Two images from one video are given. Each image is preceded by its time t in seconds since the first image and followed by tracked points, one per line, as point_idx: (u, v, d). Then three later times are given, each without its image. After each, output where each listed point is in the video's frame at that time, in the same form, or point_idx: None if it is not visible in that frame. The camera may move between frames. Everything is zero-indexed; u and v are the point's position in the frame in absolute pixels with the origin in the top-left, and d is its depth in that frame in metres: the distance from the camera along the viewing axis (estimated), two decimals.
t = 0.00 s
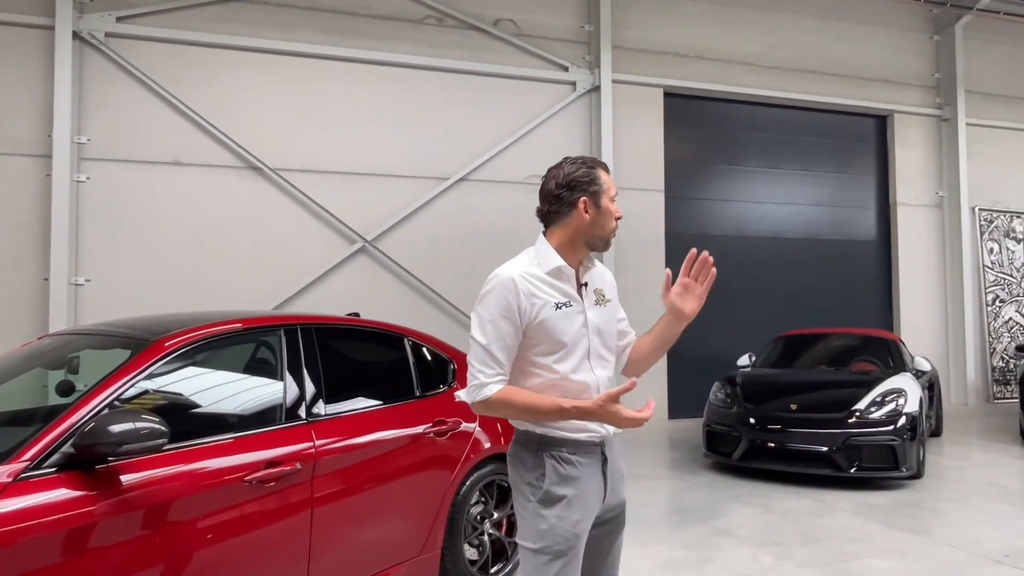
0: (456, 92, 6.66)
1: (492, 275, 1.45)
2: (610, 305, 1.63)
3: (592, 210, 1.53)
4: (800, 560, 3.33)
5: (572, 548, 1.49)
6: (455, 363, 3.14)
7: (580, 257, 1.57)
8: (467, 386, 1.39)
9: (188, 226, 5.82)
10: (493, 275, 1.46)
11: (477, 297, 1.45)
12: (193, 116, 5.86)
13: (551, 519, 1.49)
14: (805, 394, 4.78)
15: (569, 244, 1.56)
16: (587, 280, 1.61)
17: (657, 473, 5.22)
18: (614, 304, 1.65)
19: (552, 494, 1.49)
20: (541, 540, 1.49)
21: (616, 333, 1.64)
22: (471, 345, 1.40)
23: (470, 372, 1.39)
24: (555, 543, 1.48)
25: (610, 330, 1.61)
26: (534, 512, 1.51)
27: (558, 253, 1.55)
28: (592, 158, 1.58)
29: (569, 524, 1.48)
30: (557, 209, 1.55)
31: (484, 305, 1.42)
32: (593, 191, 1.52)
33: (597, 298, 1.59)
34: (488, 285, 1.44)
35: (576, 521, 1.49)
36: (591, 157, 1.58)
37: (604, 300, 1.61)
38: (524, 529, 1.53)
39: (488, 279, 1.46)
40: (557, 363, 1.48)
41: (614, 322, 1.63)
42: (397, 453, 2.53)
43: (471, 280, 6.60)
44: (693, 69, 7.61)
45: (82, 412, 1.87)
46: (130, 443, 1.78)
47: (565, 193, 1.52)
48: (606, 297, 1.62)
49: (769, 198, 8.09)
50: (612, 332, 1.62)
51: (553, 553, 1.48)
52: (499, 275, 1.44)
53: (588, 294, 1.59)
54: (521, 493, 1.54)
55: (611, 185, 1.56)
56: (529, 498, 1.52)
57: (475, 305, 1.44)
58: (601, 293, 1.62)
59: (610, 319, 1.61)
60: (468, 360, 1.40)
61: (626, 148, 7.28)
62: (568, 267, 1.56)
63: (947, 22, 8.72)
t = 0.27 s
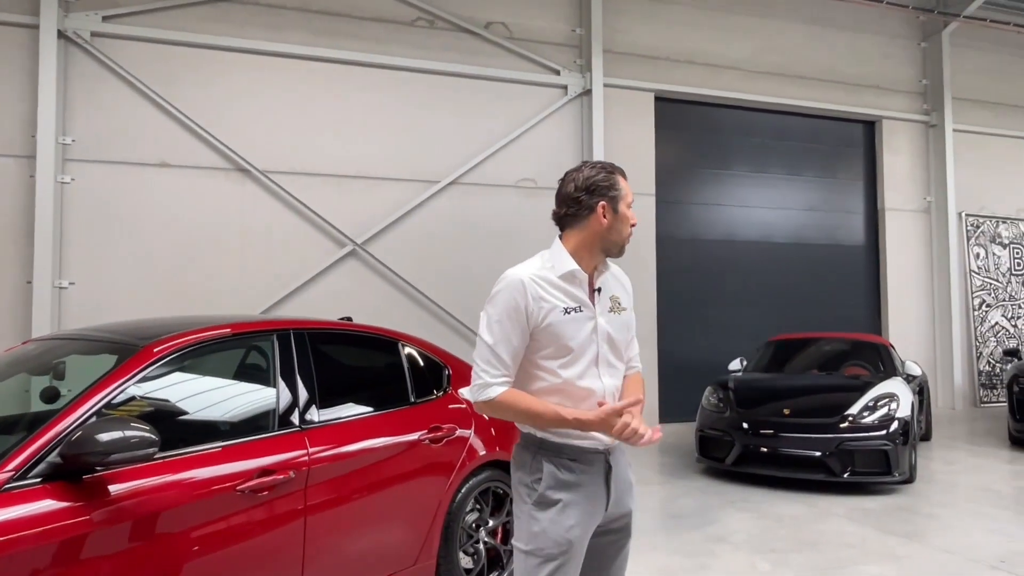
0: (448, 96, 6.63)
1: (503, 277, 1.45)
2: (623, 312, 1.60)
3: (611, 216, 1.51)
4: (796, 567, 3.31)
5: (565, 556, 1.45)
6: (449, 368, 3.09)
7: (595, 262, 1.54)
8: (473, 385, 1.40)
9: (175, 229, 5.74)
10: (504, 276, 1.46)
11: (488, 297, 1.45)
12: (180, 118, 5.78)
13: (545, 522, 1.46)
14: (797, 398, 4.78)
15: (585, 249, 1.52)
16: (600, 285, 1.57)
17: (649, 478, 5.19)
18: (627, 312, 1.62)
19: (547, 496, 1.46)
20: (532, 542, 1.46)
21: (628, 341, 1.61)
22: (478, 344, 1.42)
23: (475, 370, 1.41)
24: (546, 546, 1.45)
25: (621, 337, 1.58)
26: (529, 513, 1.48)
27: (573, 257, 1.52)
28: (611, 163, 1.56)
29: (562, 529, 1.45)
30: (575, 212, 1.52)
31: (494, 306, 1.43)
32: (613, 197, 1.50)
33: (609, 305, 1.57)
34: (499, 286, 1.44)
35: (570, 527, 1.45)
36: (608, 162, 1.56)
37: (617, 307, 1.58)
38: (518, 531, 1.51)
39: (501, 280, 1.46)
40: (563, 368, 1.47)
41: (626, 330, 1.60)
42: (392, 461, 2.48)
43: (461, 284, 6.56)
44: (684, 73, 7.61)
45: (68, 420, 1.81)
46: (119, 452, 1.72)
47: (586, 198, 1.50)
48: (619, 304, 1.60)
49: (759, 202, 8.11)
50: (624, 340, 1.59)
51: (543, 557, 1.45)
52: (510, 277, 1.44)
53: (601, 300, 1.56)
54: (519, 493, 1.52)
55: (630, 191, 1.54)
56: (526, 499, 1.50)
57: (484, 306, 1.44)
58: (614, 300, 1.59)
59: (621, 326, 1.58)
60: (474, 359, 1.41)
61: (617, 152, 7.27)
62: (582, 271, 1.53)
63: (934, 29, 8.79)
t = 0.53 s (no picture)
0: (447, 99, 6.60)
1: (508, 277, 1.43)
2: (634, 315, 1.57)
3: (602, 212, 1.47)
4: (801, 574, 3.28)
5: (565, 565, 1.42)
6: (452, 373, 3.06)
7: (600, 262, 1.50)
8: (481, 388, 1.38)
9: (172, 232, 5.70)
10: (510, 277, 1.44)
11: (494, 299, 1.43)
12: (178, 120, 5.75)
13: (543, 529, 1.43)
14: (799, 403, 4.75)
15: (589, 249, 1.50)
16: (610, 288, 1.55)
17: (650, 483, 5.16)
18: (638, 315, 1.59)
19: (546, 503, 1.43)
20: (530, 550, 1.43)
21: (637, 345, 1.58)
22: (486, 346, 1.39)
23: (484, 373, 1.38)
24: (545, 554, 1.42)
25: (632, 339, 1.55)
26: (527, 520, 1.45)
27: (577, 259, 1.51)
28: (611, 158, 1.52)
29: (562, 537, 1.41)
30: (573, 214, 1.53)
31: (500, 306, 1.41)
32: (601, 193, 1.47)
33: (619, 308, 1.54)
34: (505, 286, 1.42)
35: (570, 535, 1.41)
36: (611, 158, 1.52)
37: (628, 310, 1.55)
38: (516, 539, 1.47)
39: (506, 281, 1.44)
40: (571, 372, 1.44)
41: (636, 333, 1.57)
42: (394, 467, 2.45)
43: (461, 287, 6.52)
44: (683, 77, 7.61)
45: (66, 427, 1.77)
46: (117, 459, 1.68)
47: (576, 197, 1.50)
48: (631, 307, 1.57)
49: (757, 206, 8.11)
50: (634, 343, 1.56)
51: (542, 566, 1.41)
52: (516, 277, 1.42)
53: (611, 302, 1.53)
54: (517, 500, 1.49)
55: (627, 184, 1.48)
56: (524, 506, 1.47)
57: (491, 307, 1.42)
58: (625, 303, 1.56)
59: (631, 330, 1.55)
60: (482, 362, 1.39)
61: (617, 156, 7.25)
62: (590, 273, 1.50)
63: (932, 33, 8.81)
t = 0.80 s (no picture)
0: (452, 103, 6.59)
1: (499, 281, 1.40)
2: (633, 318, 1.53)
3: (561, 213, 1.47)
4: None
5: None
6: (458, 377, 3.03)
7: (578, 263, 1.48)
8: (477, 398, 1.34)
9: (177, 237, 5.69)
10: (499, 281, 1.41)
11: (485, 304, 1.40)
12: (184, 125, 5.75)
13: (543, 547, 1.38)
14: (807, 408, 4.71)
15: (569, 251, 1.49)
16: (605, 291, 1.51)
17: (657, 489, 5.12)
18: (637, 318, 1.55)
19: (545, 521, 1.39)
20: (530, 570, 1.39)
21: (638, 349, 1.54)
22: (477, 354, 1.36)
23: (478, 382, 1.34)
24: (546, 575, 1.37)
25: (631, 344, 1.51)
26: (526, 539, 1.41)
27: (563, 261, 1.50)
28: (582, 154, 1.49)
29: (562, 555, 1.37)
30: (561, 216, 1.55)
31: (490, 312, 1.37)
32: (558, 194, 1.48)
33: (617, 311, 1.50)
34: (494, 291, 1.39)
35: (570, 554, 1.37)
36: (583, 154, 1.48)
37: (626, 313, 1.51)
38: (516, 558, 1.44)
39: (495, 285, 1.41)
40: (568, 377, 1.40)
41: (635, 337, 1.53)
42: (401, 473, 2.42)
43: (466, 292, 6.50)
44: (689, 80, 7.58)
45: (69, 432, 1.75)
46: (121, 465, 1.66)
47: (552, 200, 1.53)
48: (629, 310, 1.53)
49: (763, 210, 8.07)
50: (633, 348, 1.52)
51: None
52: (504, 281, 1.39)
53: (606, 305, 1.49)
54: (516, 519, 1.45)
55: (576, 180, 1.43)
56: (524, 525, 1.43)
57: (482, 313, 1.39)
58: (623, 306, 1.52)
59: (630, 333, 1.51)
60: (476, 371, 1.35)
61: (622, 159, 7.23)
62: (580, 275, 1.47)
63: (939, 36, 8.77)
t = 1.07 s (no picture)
0: (461, 108, 6.59)
1: (462, 281, 1.33)
2: (615, 320, 1.44)
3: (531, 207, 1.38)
4: None
5: None
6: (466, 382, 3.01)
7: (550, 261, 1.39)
8: (436, 408, 1.28)
9: (187, 243, 5.72)
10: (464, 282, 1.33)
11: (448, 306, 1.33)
12: (195, 132, 5.78)
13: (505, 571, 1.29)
14: (821, 413, 4.65)
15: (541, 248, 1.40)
16: (582, 291, 1.43)
17: (668, 495, 5.07)
18: (621, 320, 1.46)
19: (508, 544, 1.29)
20: None
21: (620, 354, 1.45)
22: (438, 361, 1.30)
23: (438, 391, 1.28)
24: None
25: (610, 348, 1.41)
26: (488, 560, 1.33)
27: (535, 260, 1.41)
28: (554, 142, 1.39)
29: None
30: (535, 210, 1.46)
31: (452, 315, 1.30)
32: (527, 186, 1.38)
33: (596, 313, 1.41)
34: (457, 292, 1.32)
35: None
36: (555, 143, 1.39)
37: (608, 316, 1.42)
38: None
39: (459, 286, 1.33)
40: (535, 386, 1.32)
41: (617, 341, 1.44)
42: (407, 479, 2.39)
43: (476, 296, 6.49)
44: (699, 83, 7.54)
45: (72, 439, 1.74)
46: (123, 472, 1.65)
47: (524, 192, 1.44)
48: (611, 312, 1.44)
49: (775, 213, 8.00)
50: (614, 352, 1.43)
51: None
52: (467, 282, 1.31)
53: (580, 307, 1.40)
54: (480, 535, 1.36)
55: (545, 170, 1.34)
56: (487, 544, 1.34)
57: (444, 316, 1.32)
58: (604, 307, 1.43)
59: (609, 337, 1.42)
60: (437, 379, 1.29)
61: (633, 163, 7.20)
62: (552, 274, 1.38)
63: (953, 36, 8.68)
